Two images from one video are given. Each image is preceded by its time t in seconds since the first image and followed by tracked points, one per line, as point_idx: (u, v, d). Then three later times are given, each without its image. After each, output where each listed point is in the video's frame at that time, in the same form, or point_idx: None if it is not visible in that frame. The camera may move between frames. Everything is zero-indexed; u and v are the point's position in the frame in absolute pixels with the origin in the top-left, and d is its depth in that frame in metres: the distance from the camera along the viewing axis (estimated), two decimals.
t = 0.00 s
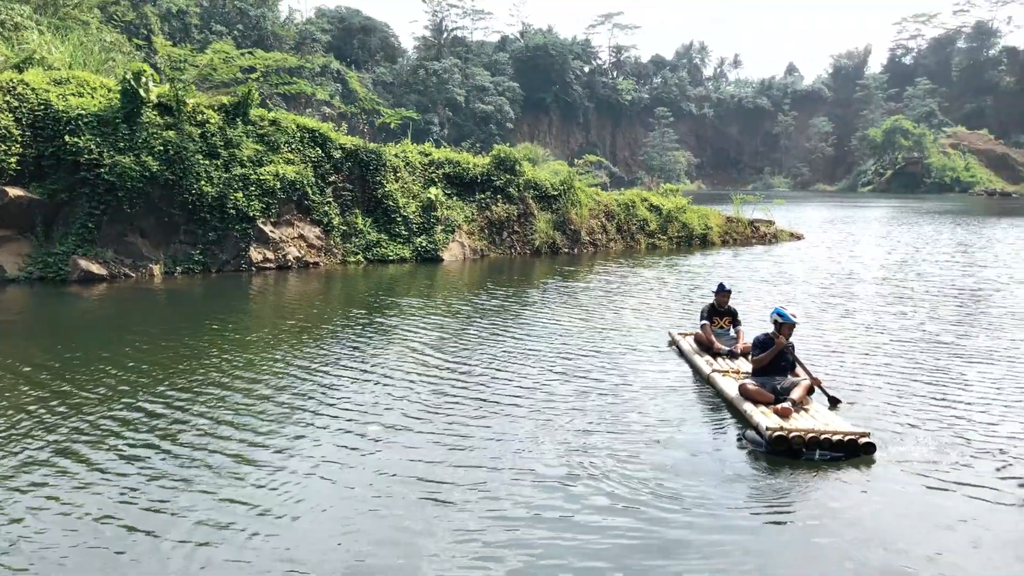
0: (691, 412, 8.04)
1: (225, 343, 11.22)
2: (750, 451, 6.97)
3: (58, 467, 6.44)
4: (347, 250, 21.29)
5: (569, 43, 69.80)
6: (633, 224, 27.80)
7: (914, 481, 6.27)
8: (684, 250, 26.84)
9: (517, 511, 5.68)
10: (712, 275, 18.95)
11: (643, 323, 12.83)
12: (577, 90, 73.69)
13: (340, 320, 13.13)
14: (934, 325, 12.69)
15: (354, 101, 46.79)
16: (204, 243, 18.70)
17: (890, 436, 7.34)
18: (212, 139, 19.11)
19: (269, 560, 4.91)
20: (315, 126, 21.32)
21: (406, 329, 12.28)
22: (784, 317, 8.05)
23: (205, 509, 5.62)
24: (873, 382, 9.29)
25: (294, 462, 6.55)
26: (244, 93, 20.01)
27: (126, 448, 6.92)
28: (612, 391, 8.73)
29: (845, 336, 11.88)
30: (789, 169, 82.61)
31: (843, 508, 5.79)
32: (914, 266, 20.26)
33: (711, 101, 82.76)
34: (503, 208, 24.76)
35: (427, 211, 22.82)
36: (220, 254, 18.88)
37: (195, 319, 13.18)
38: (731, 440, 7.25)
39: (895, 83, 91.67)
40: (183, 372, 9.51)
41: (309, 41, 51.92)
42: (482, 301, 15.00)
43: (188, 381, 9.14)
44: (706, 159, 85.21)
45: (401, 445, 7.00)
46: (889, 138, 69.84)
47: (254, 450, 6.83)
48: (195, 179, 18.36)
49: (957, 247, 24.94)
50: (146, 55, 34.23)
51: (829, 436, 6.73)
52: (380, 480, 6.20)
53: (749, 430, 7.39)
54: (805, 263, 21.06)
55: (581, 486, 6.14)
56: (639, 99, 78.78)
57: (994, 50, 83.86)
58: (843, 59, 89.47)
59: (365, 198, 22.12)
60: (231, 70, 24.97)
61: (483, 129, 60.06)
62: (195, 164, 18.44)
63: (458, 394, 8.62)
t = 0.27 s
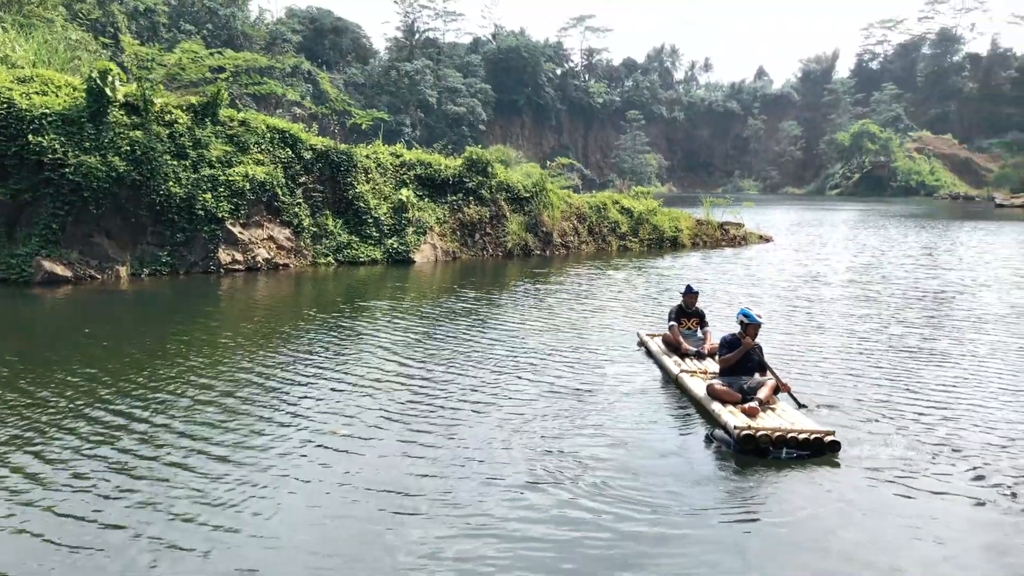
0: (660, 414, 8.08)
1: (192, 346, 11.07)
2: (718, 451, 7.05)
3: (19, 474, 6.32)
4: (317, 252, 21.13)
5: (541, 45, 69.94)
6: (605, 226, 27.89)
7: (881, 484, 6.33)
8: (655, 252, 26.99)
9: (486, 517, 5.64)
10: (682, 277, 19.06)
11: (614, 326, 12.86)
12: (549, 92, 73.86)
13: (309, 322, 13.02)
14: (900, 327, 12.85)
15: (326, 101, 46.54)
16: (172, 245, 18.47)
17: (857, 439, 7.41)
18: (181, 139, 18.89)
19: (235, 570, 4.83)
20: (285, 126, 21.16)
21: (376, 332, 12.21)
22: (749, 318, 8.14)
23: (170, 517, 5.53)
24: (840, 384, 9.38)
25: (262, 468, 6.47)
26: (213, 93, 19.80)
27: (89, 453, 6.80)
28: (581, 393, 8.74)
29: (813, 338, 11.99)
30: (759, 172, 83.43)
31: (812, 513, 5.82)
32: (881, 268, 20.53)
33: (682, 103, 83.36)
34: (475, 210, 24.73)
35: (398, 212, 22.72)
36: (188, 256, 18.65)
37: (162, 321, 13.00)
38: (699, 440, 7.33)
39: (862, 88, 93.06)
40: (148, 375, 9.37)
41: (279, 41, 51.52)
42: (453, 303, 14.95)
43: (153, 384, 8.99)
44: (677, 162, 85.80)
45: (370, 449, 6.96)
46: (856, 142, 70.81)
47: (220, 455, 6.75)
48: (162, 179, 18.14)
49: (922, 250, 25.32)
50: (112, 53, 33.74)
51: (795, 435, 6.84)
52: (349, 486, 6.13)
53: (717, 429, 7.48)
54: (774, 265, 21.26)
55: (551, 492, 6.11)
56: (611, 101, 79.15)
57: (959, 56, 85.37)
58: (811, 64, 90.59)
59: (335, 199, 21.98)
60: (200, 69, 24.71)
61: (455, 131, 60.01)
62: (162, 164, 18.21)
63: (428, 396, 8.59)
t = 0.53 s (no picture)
0: (633, 415, 8.13)
1: (164, 348, 10.96)
2: (691, 448, 7.14)
3: None
4: (291, 253, 20.97)
5: (516, 47, 70.04)
6: (580, 228, 27.99)
7: (854, 483, 6.39)
8: (629, 254, 27.08)
9: (463, 519, 5.62)
10: (655, 279, 19.17)
11: (588, 327, 12.89)
12: (524, 93, 73.96)
13: (282, 324, 12.96)
14: (870, 328, 13.01)
15: (299, 102, 46.30)
16: (143, 245, 18.26)
17: (829, 438, 7.48)
18: (152, 139, 18.71)
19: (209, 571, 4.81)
20: (258, 127, 21.05)
21: (350, 333, 12.15)
22: (719, 317, 8.19)
23: (143, 521, 5.46)
24: (812, 385, 9.46)
25: (235, 471, 6.42)
26: (184, 93, 19.64)
27: (57, 456, 6.72)
28: (554, 394, 8.77)
29: (786, 339, 12.09)
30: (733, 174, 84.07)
31: (783, 510, 5.89)
32: (851, 270, 20.76)
33: (656, 106, 83.81)
34: (449, 211, 24.69)
35: (373, 213, 22.63)
36: (159, 257, 18.45)
37: (134, 323, 12.86)
38: (672, 438, 7.41)
39: (833, 91, 94.18)
40: (118, 378, 9.25)
41: (253, 41, 51.17)
42: (427, 305, 14.90)
43: (123, 387, 8.89)
44: (652, 164, 86.27)
45: (343, 450, 6.94)
46: (827, 145, 71.61)
47: (192, 458, 6.69)
48: (133, 180, 17.96)
49: (892, 252, 25.65)
50: (82, 51, 33.31)
51: (766, 433, 6.94)
52: (324, 489, 6.09)
53: (689, 427, 7.57)
54: (746, 267, 21.40)
55: (526, 493, 6.09)
56: (586, 103, 79.42)
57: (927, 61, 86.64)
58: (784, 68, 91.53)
59: (309, 200, 21.86)
60: (171, 68, 24.48)
61: (430, 132, 60.02)
62: (133, 164, 18.04)
63: (401, 397, 8.58)
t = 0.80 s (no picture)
0: (608, 415, 8.18)
1: (134, 351, 10.84)
2: (664, 446, 7.29)
3: None
4: (264, 254, 20.82)
5: (491, 48, 70.03)
6: (555, 229, 28.03)
7: (827, 484, 6.46)
8: (604, 255, 27.18)
9: (440, 524, 5.60)
10: (630, 280, 19.27)
11: (563, 328, 12.91)
12: (499, 94, 74.02)
13: (255, 326, 12.87)
14: (842, 329, 13.14)
15: (272, 102, 46.00)
16: (113, 247, 18.05)
17: (803, 439, 7.54)
18: (122, 140, 18.51)
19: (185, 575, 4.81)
20: (230, 128, 20.89)
21: (324, 335, 12.08)
22: (688, 315, 8.27)
23: (116, 527, 5.40)
24: (784, 384, 9.59)
25: (207, 476, 6.37)
26: (155, 93, 19.45)
27: (26, 461, 6.64)
28: (528, 396, 8.80)
29: (759, 340, 12.18)
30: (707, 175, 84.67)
31: (755, 507, 5.99)
32: (823, 270, 20.99)
33: (631, 107, 84.22)
34: (424, 212, 24.63)
35: (346, 215, 22.52)
36: (130, 258, 18.24)
37: (104, 326, 12.70)
38: (645, 436, 7.55)
39: (805, 93, 95.18)
40: (87, 382, 9.13)
41: (225, 40, 50.73)
42: (402, 307, 14.85)
43: (93, 390, 8.79)
44: (626, 165, 86.67)
45: (316, 454, 6.92)
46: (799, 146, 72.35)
47: (164, 462, 6.64)
48: (103, 181, 17.75)
49: (862, 252, 25.97)
50: (50, 50, 32.88)
51: (737, 430, 7.12)
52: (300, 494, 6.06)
53: (662, 425, 7.72)
54: (720, 267, 21.56)
55: (503, 497, 6.08)
56: (560, 104, 79.64)
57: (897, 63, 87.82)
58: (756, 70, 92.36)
59: (282, 201, 21.70)
60: (141, 68, 24.22)
61: (404, 132, 59.91)
62: (103, 165, 17.83)
63: (374, 400, 8.57)
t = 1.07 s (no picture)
0: (584, 413, 8.21)
1: (104, 351, 10.68)
2: (639, 442, 7.34)
3: None
4: (238, 253, 20.65)
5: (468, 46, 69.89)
6: (532, 228, 28.03)
7: (803, 482, 6.48)
8: (580, 254, 27.23)
9: (417, 525, 5.54)
10: (605, 279, 19.32)
11: (540, 328, 12.89)
12: (476, 93, 73.96)
13: (229, 325, 12.75)
14: (816, 328, 13.23)
15: (247, 100, 45.67)
16: (85, 245, 17.81)
17: (778, 437, 7.58)
18: (94, 137, 18.26)
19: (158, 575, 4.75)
20: (204, 125, 20.67)
21: (299, 336, 11.98)
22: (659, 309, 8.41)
23: (88, 528, 5.32)
24: (758, 383, 9.65)
25: (181, 475, 6.30)
26: (127, 90, 19.21)
27: None
28: (504, 396, 8.79)
29: (735, 339, 12.22)
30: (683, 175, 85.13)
31: (730, 505, 6.03)
32: (797, 270, 21.17)
33: (607, 107, 84.50)
34: (401, 211, 24.54)
35: (322, 213, 22.38)
36: (102, 257, 18.00)
37: (74, 326, 12.50)
38: (620, 434, 7.59)
39: (779, 94, 95.97)
40: (56, 383, 8.99)
41: (200, 37, 50.23)
42: (377, 307, 14.78)
43: (62, 391, 8.65)
44: (603, 164, 86.92)
45: (292, 453, 6.87)
46: (774, 146, 72.94)
47: (136, 463, 6.55)
48: (74, 178, 17.50)
49: (835, 252, 26.23)
50: (20, 46, 32.34)
51: (711, 427, 7.19)
52: (277, 492, 6.00)
53: (636, 422, 7.77)
54: (695, 267, 21.67)
55: (481, 497, 6.04)
56: (537, 104, 79.73)
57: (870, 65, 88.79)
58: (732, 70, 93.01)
59: (257, 200, 21.52)
60: (113, 64, 23.93)
61: (380, 130, 59.73)
62: (73, 163, 17.59)
63: (350, 400, 8.52)
